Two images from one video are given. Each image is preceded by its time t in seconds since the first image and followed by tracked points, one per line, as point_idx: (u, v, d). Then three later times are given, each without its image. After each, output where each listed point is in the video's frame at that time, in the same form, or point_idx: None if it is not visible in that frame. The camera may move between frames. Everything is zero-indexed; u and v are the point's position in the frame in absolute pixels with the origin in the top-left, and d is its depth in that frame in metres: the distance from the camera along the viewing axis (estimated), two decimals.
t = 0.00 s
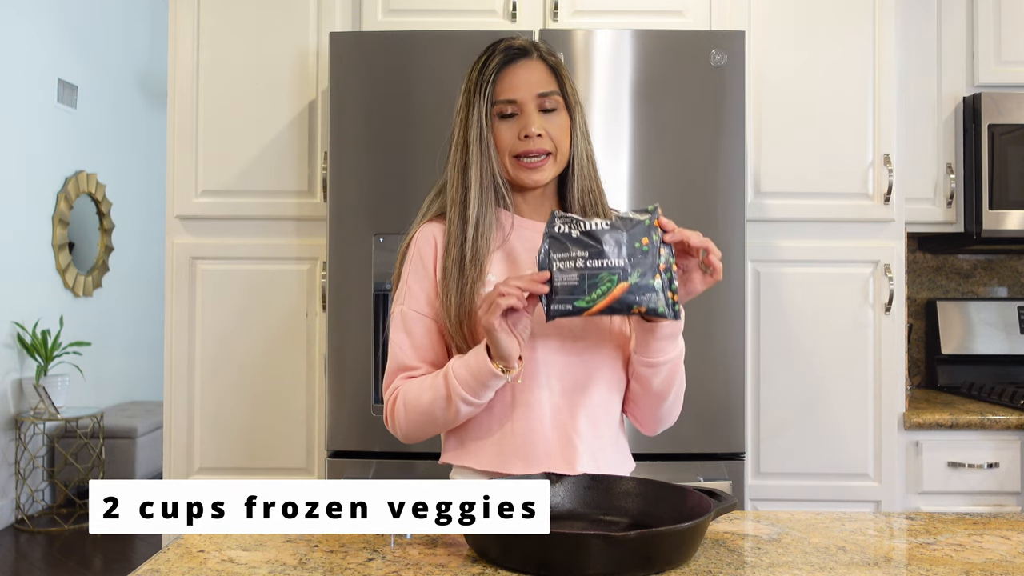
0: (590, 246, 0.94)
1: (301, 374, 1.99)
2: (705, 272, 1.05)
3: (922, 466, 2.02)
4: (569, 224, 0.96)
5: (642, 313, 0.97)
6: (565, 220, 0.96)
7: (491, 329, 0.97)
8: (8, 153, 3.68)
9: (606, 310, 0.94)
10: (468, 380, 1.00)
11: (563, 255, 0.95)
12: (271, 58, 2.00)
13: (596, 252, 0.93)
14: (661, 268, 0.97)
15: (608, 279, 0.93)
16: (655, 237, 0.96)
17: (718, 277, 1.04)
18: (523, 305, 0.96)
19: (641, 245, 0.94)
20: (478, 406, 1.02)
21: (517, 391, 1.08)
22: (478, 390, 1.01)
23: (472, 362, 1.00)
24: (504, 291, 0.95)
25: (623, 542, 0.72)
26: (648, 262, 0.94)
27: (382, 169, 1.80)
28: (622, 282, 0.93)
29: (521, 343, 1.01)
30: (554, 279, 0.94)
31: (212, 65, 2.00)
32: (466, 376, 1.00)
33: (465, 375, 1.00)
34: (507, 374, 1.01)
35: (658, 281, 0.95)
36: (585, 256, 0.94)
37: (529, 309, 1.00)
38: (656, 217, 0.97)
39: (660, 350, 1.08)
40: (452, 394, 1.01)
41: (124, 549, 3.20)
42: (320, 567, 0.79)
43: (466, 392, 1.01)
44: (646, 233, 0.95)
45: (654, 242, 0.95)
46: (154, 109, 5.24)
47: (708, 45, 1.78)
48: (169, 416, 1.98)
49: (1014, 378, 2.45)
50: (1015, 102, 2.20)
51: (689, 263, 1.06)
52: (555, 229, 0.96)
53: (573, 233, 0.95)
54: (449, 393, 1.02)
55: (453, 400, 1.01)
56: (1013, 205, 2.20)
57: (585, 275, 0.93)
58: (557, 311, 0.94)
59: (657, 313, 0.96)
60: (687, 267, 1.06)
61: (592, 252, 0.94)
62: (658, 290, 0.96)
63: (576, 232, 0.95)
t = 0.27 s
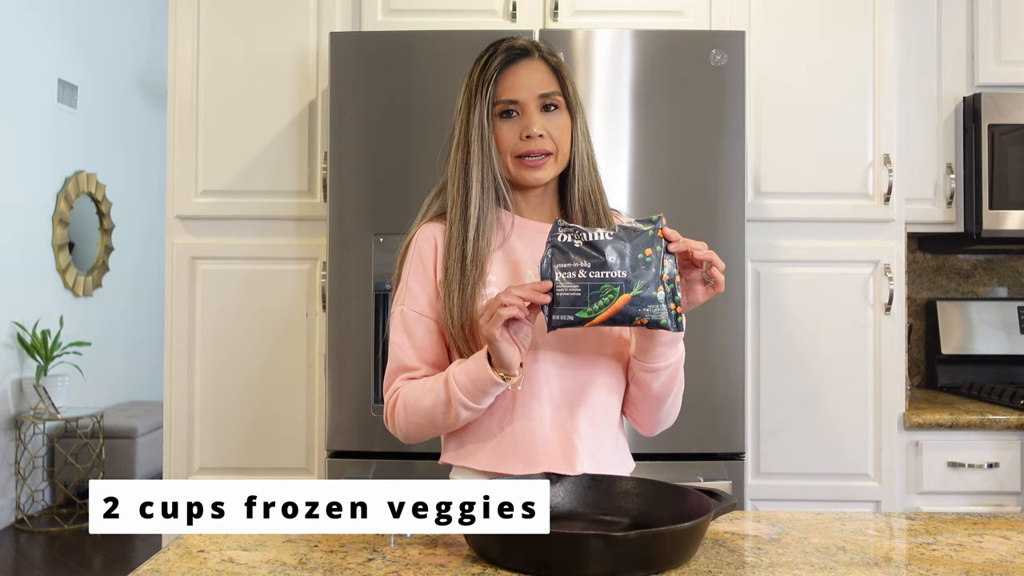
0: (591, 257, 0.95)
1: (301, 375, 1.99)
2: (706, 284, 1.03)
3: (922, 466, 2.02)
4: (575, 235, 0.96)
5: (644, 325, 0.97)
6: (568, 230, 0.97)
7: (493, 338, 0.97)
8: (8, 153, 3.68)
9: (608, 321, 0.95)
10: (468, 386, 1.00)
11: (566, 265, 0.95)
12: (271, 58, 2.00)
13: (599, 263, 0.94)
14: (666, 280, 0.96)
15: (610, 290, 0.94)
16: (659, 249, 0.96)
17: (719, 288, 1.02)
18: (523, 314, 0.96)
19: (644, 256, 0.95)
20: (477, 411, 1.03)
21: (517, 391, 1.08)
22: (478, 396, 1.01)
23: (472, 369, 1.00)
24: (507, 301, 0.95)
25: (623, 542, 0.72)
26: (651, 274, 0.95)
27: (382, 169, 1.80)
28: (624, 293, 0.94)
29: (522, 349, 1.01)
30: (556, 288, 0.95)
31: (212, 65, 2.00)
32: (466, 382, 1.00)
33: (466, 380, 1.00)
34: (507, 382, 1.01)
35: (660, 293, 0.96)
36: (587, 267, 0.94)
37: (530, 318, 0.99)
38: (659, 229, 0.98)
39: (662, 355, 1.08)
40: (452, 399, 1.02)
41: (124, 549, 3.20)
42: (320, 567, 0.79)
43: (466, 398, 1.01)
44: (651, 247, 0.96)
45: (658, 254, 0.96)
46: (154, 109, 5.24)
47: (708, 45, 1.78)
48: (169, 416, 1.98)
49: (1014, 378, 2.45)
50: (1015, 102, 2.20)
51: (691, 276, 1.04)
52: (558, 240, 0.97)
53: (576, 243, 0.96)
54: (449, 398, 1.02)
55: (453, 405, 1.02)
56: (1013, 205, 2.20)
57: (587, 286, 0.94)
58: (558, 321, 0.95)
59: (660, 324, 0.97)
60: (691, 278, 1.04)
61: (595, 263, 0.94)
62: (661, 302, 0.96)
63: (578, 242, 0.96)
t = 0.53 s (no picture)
0: (592, 259, 0.95)
1: (301, 374, 1.99)
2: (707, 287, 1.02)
3: (922, 466, 2.02)
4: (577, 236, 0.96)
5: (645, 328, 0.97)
6: (571, 231, 0.97)
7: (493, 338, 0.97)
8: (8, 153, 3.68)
9: (608, 323, 0.95)
10: (468, 386, 1.00)
11: (568, 266, 0.95)
12: (271, 58, 2.00)
13: (600, 265, 0.94)
14: (667, 282, 0.96)
15: (610, 293, 0.94)
16: (661, 251, 0.96)
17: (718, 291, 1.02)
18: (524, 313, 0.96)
19: (645, 259, 0.95)
20: (478, 411, 1.02)
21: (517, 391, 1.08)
22: (479, 396, 1.01)
23: (473, 368, 1.00)
24: (507, 301, 0.96)
25: (623, 542, 0.72)
26: (652, 277, 0.95)
27: (381, 169, 1.80)
28: (624, 296, 0.94)
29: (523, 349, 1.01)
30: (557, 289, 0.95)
31: (212, 65, 2.00)
32: (466, 382, 1.00)
33: (466, 380, 1.00)
34: (508, 381, 1.01)
35: (661, 296, 0.95)
36: (588, 269, 0.94)
37: (530, 318, 0.99)
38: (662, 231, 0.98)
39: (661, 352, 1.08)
40: (453, 399, 1.02)
41: (124, 549, 3.20)
42: (320, 568, 0.79)
43: (466, 397, 1.01)
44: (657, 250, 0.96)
45: (660, 256, 0.96)
46: (154, 109, 5.24)
47: (708, 45, 1.78)
48: (169, 416, 1.98)
49: (1014, 378, 2.45)
50: (1015, 102, 2.20)
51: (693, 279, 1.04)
52: (560, 241, 0.97)
53: (579, 244, 0.96)
54: (449, 398, 1.02)
55: (453, 405, 1.02)
56: (1013, 205, 2.20)
57: (587, 288, 0.94)
58: (559, 323, 0.95)
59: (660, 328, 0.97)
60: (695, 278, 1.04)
61: (595, 265, 0.95)
62: (662, 305, 0.96)
63: (580, 243, 0.96)
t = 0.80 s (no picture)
0: (594, 256, 0.95)
1: (301, 374, 1.99)
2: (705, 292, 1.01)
3: (922, 466, 2.02)
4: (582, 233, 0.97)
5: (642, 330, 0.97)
6: (576, 228, 0.98)
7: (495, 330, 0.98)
8: (8, 153, 3.68)
9: (604, 321, 0.95)
10: (469, 380, 1.00)
11: (570, 262, 0.96)
12: (271, 58, 2.00)
13: (600, 263, 0.95)
14: (667, 285, 0.96)
15: (608, 290, 0.94)
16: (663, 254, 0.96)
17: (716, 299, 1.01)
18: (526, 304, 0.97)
19: (645, 259, 0.95)
20: (479, 407, 1.02)
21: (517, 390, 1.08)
22: (479, 391, 1.01)
23: (474, 362, 1.00)
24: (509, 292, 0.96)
25: (623, 542, 0.72)
26: (651, 278, 0.94)
27: (381, 169, 1.80)
28: (620, 294, 0.94)
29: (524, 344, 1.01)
30: (556, 284, 0.96)
31: (212, 64, 2.00)
32: (467, 377, 1.01)
33: (467, 375, 1.00)
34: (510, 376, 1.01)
35: (660, 299, 0.95)
36: (588, 266, 0.95)
37: (533, 312, 1.00)
38: (666, 233, 0.97)
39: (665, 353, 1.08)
40: (453, 394, 1.02)
41: (124, 549, 3.20)
42: (320, 567, 0.79)
43: (467, 392, 1.01)
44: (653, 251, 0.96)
45: (661, 258, 0.95)
46: (154, 109, 5.24)
47: (708, 45, 1.78)
48: (169, 415, 1.98)
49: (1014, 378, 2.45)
50: (1015, 102, 2.20)
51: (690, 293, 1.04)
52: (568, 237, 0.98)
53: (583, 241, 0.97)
54: (450, 393, 1.02)
55: (454, 400, 1.02)
56: (1013, 205, 2.20)
57: (586, 284, 0.94)
58: (554, 317, 0.96)
59: (657, 332, 0.96)
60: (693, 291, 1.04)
61: (596, 263, 0.95)
62: (659, 308, 0.95)
63: (585, 241, 0.97)
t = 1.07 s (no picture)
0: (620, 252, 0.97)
1: (301, 374, 1.99)
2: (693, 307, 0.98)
3: (922, 466, 2.01)
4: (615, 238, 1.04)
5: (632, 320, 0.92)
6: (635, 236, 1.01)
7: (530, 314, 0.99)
8: (8, 153, 3.68)
9: (602, 307, 0.92)
10: (495, 369, 1.00)
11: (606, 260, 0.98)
12: (271, 58, 2.00)
13: (620, 256, 0.96)
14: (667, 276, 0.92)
15: (613, 276, 0.93)
16: (674, 251, 0.93)
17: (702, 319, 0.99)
18: (565, 292, 0.98)
19: (655, 252, 0.93)
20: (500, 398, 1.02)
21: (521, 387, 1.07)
22: (505, 381, 1.00)
23: (501, 351, 1.00)
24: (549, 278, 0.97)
25: (623, 542, 0.72)
26: (652, 267, 0.92)
27: (381, 169, 1.80)
28: (619, 278, 0.92)
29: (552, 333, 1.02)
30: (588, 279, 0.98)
31: (212, 64, 2.00)
32: (494, 366, 1.00)
33: (493, 363, 1.00)
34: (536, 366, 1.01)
35: (650, 285, 0.91)
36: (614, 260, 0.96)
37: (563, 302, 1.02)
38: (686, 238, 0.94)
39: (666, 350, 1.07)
40: (477, 385, 1.01)
41: (124, 549, 3.20)
42: (320, 568, 0.79)
43: (492, 382, 1.00)
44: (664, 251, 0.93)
45: (670, 253, 0.92)
46: (154, 109, 5.24)
47: (708, 45, 1.78)
48: (169, 416, 1.98)
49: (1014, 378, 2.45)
50: (1014, 102, 2.20)
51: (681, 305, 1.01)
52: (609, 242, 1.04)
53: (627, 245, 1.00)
54: (473, 383, 1.01)
55: (477, 390, 1.01)
56: (1013, 205, 2.20)
57: (600, 273, 0.95)
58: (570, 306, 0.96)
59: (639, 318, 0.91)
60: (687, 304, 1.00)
61: (618, 257, 0.96)
62: (650, 295, 0.91)
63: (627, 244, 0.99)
